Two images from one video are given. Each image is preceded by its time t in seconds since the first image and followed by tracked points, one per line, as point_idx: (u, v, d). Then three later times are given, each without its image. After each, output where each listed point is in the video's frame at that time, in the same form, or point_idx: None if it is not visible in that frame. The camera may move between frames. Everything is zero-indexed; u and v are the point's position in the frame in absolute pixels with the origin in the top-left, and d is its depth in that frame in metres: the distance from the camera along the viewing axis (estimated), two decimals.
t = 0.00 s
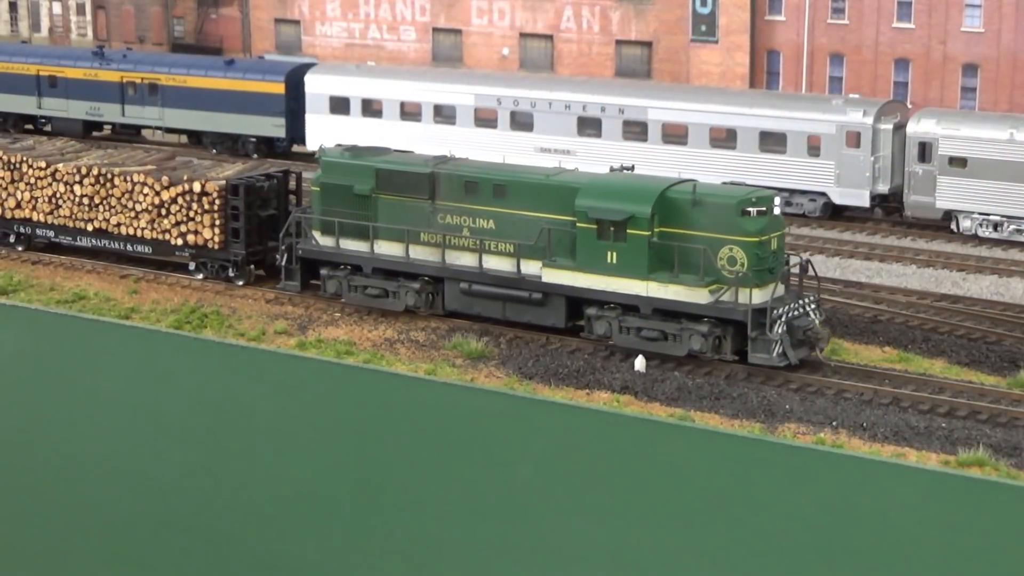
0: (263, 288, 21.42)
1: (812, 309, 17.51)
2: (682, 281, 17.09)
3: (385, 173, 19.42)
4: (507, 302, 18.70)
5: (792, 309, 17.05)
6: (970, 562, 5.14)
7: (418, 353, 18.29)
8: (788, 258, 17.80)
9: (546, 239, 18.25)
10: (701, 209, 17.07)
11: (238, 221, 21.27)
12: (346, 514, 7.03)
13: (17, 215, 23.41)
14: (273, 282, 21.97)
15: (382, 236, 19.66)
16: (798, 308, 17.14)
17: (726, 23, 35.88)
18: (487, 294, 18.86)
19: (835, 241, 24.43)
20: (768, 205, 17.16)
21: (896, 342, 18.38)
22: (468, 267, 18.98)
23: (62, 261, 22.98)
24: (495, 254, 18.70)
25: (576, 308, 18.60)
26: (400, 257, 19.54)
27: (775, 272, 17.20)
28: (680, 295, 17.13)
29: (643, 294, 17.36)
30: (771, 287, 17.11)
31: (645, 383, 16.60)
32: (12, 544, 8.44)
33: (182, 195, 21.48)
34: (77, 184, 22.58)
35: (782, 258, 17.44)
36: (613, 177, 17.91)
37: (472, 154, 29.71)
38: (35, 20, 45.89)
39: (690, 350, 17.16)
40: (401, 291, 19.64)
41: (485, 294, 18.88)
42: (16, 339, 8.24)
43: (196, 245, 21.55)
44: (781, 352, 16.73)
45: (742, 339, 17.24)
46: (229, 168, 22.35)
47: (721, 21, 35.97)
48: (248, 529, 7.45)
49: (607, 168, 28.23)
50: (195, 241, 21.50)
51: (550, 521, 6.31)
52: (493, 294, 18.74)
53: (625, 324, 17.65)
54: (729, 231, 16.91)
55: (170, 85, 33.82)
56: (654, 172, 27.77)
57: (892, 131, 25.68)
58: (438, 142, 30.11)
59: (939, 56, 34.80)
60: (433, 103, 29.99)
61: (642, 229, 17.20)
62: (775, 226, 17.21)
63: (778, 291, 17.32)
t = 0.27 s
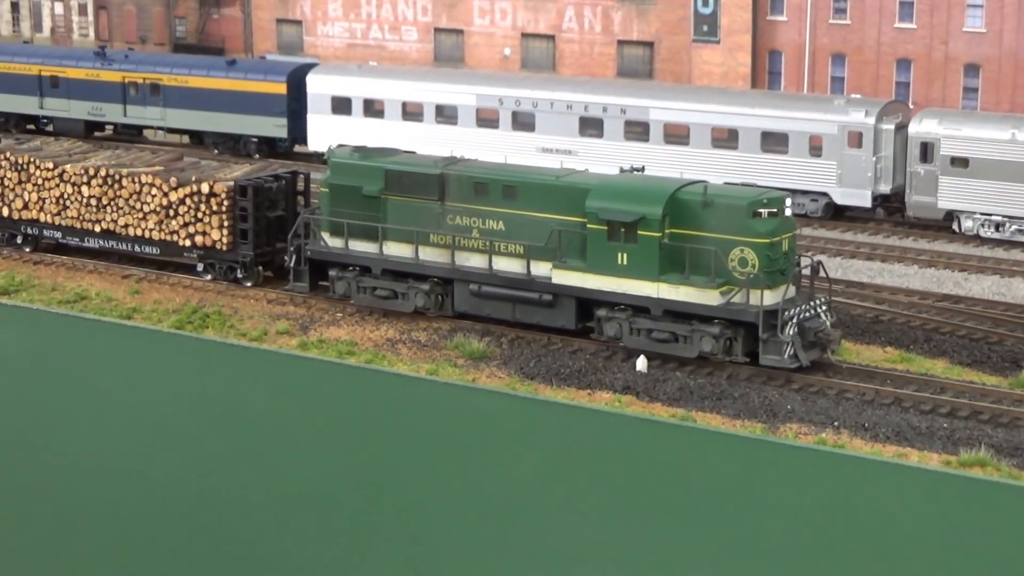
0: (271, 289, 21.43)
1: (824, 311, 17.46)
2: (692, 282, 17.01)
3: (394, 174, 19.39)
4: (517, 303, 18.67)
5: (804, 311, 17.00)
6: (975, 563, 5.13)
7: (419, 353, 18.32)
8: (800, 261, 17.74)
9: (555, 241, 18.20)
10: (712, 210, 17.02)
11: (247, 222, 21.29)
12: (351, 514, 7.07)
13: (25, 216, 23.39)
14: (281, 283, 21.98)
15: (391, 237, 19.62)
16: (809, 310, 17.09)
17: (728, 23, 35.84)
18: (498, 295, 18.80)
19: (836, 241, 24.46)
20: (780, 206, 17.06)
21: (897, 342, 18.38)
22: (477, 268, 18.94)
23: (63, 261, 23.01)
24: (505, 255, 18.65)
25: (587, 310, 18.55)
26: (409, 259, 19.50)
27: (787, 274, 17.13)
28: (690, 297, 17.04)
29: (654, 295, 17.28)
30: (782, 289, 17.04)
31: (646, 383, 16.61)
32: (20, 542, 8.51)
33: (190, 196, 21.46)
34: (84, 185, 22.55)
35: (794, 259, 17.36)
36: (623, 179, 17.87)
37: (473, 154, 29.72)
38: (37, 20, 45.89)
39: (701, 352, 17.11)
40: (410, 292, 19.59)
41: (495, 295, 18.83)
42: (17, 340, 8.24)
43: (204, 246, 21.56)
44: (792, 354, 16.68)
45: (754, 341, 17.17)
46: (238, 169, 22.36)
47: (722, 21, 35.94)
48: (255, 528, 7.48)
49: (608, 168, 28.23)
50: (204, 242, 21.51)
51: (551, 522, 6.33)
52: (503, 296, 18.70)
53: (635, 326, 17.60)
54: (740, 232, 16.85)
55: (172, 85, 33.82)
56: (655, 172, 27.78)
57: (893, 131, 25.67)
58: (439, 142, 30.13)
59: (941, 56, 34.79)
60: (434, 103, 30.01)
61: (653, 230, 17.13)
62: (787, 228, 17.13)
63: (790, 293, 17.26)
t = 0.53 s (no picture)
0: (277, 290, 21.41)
1: (833, 312, 17.33)
2: (702, 283, 16.96)
3: (400, 174, 19.28)
4: (525, 304, 18.60)
5: (813, 312, 16.90)
6: (973, 562, 5.13)
7: (419, 353, 18.33)
8: (808, 261, 17.68)
9: (564, 242, 18.10)
10: (721, 211, 16.95)
11: (253, 223, 21.24)
12: (351, 512, 7.09)
13: (30, 217, 23.36)
14: (287, 284, 21.95)
15: (398, 238, 19.56)
16: (818, 312, 16.97)
17: (728, 23, 35.85)
18: (506, 296, 18.69)
19: (836, 241, 24.47)
20: (789, 207, 17.03)
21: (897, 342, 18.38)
22: (485, 269, 18.87)
23: (63, 261, 23.04)
24: (514, 256, 18.57)
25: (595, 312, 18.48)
26: (416, 259, 19.43)
27: (795, 274, 17.10)
28: (700, 298, 17.00)
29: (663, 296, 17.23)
30: (791, 289, 17.01)
31: (646, 383, 16.61)
32: (25, 541, 8.55)
33: (196, 196, 21.39)
34: (90, 186, 22.48)
35: (801, 260, 17.34)
36: (632, 179, 17.78)
37: (473, 154, 29.73)
38: (36, 20, 45.88)
39: (710, 353, 17.05)
40: (417, 293, 19.52)
41: (503, 296, 18.72)
42: (17, 340, 8.25)
43: (210, 247, 21.52)
44: (801, 355, 16.59)
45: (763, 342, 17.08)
46: (244, 170, 22.32)
47: (722, 21, 35.95)
48: (257, 528, 7.50)
49: (607, 168, 28.23)
50: (210, 243, 21.46)
51: (549, 520, 6.35)
52: (512, 297, 18.62)
53: (644, 327, 17.54)
54: (750, 233, 16.78)
55: (171, 85, 33.82)
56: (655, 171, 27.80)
57: (893, 131, 25.66)
58: (438, 142, 30.12)
59: (940, 56, 34.79)
60: (434, 103, 30.00)
61: (662, 231, 17.06)
62: (795, 229, 17.09)
63: (799, 294, 17.15)
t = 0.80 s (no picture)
0: (283, 292, 21.34)
1: (842, 313, 17.28)
2: (710, 284, 16.90)
3: (407, 176, 19.19)
4: (534, 305, 18.54)
5: (822, 314, 16.85)
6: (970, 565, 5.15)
7: (418, 353, 18.35)
8: (818, 263, 17.58)
9: (572, 244, 18.03)
10: (730, 212, 16.87)
11: (259, 224, 21.18)
12: (350, 511, 7.10)
13: (35, 218, 23.33)
14: (294, 286, 21.86)
15: (405, 239, 19.47)
16: (827, 313, 16.92)
17: (728, 24, 35.86)
18: (514, 298, 18.64)
19: (837, 241, 24.48)
20: (798, 208, 16.90)
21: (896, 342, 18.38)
22: (493, 271, 18.81)
23: (63, 261, 23.06)
24: (522, 258, 18.50)
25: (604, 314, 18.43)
26: (423, 261, 19.37)
27: (805, 276, 16.97)
28: (708, 300, 16.93)
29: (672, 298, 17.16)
30: (801, 291, 16.90)
31: (646, 383, 16.62)
32: (26, 543, 8.55)
33: (203, 197, 21.39)
34: (95, 187, 22.47)
35: (812, 260, 17.20)
36: (641, 180, 17.71)
37: (473, 154, 29.74)
38: (36, 21, 45.92)
39: (718, 355, 16.99)
40: (424, 295, 19.44)
41: (511, 298, 18.66)
42: (16, 341, 8.27)
43: (216, 248, 21.50)
44: (810, 356, 16.51)
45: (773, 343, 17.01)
46: (250, 171, 22.27)
47: (722, 21, 35.96)
48: (256, 527, 7.51)
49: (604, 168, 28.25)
50: (216, 245, 21.45)
51: (545, 520, 6.37)
52: (519, 298, 18.57)
53: (653, 328, 17.49)
54: (758, 234, 16.69)
55: (171, 85, 33.82)
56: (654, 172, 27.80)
57: (893, 131, 25.66)
58: (438, 142, 30.13)
59: (940, 56, 34.79)
60: (434, 104, 30.01)
61: (671, 232, 16.99)
62: (805, 230, 16.97)
63: (808, 296, 17.07)
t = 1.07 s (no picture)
0: (290, 292, 21.35)
1: (853, 315, 17.21)
2: (720, 285, 16.84)
3: (414, 176, 19.17)
4: (543, 307, 18.44)
5: (832, 314, 16.74)
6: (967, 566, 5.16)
7: (418, 353, 18.36)
8: (827, 264, 17.55)
9: (581, 245, 17.98)
10: (740, 213, 16.83)
11: (266, 225, 21.18)
12: (350, 510, 7.10)
13: (40, 218, 23.31)
14: (300, 287, 21.90)
15: (413, 240, 19.45)
16: (838, 314, 16.83)
17: (727, 23, 35.87)
18: (524, 299, 18.56)
19: (837, 241, 24.48)
20: (808, 209, 16.87)
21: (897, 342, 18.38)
22: (501, 271, 18.75)
23: (63, 261, 23.06)
24: (530, 259, 18.43)
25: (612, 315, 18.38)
26: (431, 262, 19.34)
27: (815, 277, 16.93)
28: (717, 301, 16.86)
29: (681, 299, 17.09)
30: (811, 292, 16.86)
31: (646, 384, 16.62)
32: (28, 544, 8.55)
33: (209, 198, 21.34)
34: (101, 188, 22.42)
35: (822, 262, 17.17)
36: (649, 181, 17.66)
37: (472, 155, 29.75)
38: (36, 21, 45.90)
39: (728, 356, 16.92)
40: (432, 296, 19.41)
41: (520, 299, 18.58)
42: (17, 340, 8.29)
43: (223, 249, 21.47)
44: (821, 358, 16.48)
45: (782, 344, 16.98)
46: (257, 173, 22.28)
47: (722, 21, 35.97)
48: (255, 527, 7.52)
49: (602, 168, 28.30)
50: (222, 245, 21.41)
51: (546, 520, 6.37)
52: (527, 299, 18.49)
53: (661, 330, 17.44)
54: (768, 235, 16.66)
55: (171, 86, 33.83)
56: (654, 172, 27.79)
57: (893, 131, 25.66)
58: (438, 142, 30.13)
59: (940, 56, 34.80)
60: (434, 103, 30.02)
61: (680, 233, 16.93)
62: (815, 231, 16.94)
63: (818, 296, 17.03)
